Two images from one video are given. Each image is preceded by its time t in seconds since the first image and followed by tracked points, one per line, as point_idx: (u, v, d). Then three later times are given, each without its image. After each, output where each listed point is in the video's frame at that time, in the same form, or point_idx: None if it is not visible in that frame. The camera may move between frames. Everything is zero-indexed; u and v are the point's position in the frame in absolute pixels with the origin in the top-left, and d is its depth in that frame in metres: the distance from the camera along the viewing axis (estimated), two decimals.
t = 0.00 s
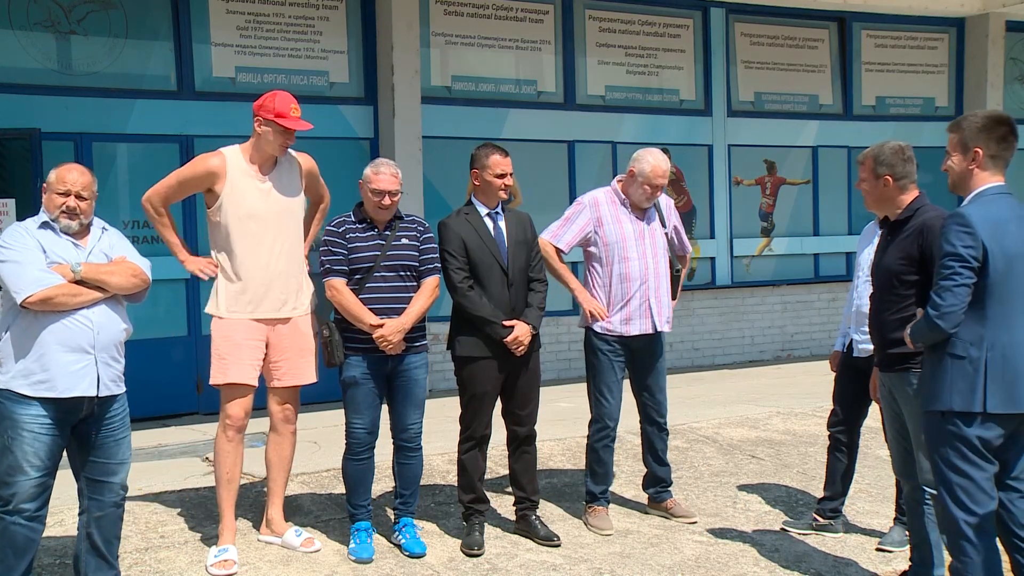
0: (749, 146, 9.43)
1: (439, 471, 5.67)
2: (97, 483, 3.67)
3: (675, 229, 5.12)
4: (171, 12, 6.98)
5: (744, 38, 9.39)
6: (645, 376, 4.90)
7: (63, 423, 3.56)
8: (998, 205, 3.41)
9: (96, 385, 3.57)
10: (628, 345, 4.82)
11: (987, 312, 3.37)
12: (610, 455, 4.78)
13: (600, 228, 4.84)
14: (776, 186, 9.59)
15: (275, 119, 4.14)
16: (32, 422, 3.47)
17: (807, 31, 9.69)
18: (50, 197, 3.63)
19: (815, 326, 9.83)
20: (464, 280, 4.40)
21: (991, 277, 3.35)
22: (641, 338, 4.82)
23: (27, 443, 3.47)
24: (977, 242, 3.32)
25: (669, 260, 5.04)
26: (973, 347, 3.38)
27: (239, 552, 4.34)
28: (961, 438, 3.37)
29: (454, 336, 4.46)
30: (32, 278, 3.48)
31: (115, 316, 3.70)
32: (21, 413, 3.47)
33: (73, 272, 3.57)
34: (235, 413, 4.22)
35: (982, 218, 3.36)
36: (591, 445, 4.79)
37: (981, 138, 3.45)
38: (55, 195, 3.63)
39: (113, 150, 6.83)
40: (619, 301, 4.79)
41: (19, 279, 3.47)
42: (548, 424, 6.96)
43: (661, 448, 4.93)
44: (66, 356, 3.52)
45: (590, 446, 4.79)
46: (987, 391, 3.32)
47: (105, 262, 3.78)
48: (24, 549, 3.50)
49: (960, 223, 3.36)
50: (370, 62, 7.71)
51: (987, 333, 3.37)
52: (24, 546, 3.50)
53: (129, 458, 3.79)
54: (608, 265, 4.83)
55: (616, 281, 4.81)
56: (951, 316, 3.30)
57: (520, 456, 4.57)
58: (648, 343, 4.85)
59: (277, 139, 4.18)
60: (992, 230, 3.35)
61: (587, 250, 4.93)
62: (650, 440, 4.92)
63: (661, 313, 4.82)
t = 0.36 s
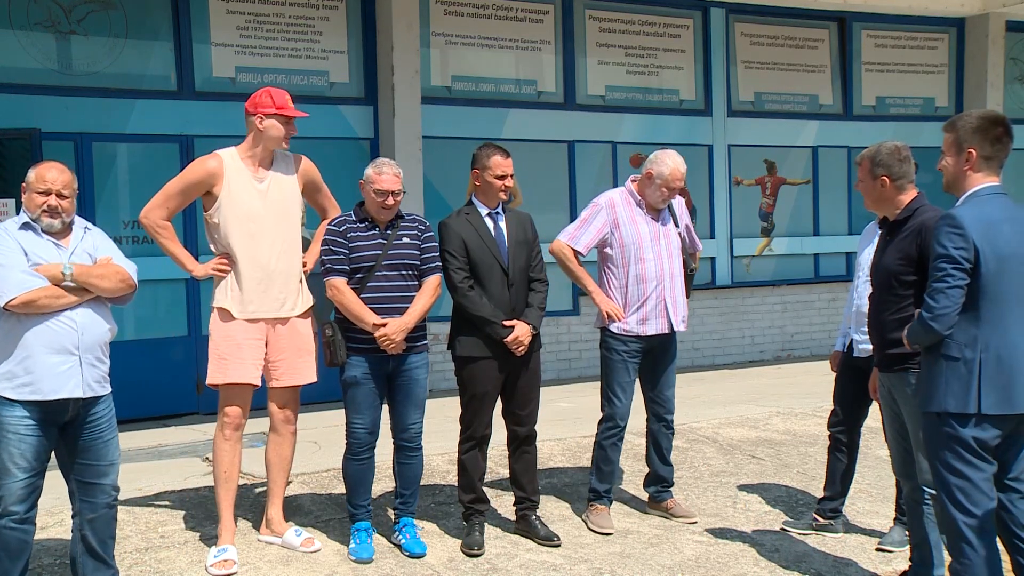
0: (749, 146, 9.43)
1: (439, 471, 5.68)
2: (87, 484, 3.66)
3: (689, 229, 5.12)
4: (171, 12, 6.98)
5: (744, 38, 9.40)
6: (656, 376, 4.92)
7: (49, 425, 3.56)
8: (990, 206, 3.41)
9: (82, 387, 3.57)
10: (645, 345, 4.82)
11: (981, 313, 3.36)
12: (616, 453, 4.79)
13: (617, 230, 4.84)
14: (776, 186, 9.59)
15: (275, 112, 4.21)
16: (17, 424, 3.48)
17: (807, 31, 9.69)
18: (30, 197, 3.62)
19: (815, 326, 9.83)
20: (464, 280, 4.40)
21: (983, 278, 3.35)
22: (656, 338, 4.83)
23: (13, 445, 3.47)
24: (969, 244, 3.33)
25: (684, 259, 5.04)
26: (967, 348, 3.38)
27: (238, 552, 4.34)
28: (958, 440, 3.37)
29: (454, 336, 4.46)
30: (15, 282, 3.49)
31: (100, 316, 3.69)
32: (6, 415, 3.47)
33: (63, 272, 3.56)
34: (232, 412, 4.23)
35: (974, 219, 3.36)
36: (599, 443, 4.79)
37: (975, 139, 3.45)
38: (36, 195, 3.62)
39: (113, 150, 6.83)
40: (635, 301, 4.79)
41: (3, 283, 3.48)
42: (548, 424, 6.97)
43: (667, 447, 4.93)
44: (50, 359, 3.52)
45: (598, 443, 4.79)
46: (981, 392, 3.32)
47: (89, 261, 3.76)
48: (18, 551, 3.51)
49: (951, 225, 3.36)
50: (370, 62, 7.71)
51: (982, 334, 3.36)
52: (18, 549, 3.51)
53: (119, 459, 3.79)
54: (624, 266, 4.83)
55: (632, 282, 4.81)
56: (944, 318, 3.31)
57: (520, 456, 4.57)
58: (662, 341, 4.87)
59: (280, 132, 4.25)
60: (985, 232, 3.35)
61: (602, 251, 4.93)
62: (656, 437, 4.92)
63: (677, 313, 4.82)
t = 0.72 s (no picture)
0: (749, 146, 9.43)
1: (439, 471, 5.68)
2: (83, 485, 3.67)
3: (686, 228, 5.14)
4: (171, 12, 6.98)
5: (744, 38, 9.40)
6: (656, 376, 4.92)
7: (42, 425, 3.56)
8: (985, 207, 3.41)
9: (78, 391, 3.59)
10: (644, 343, 4.81)
11: (980, 314, 3.36)
12: (615, 454, 4.79)
13: (613, 230, 4.85)
14: (776, 186, 9.59)
15: (280, 110, 4.26)
16: (8, 426, 3.47)
17: (807, 31, 9.69)
18: (27, 195, 3.57)
19: (815, 326, 9.83)
20: (464, 280, 4.40)
21: (981, 279, 3.35)
22: (655, 337, 4.83)
23: (6, 447, 3.46)
24: (967, 245, 3.32)
25: (682, 258, 5.04)
26: (967, 349, 3.38)
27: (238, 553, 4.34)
28: (959, 442, 3.36)
29: (454, 336, 4.46)
30: None
31: (92, 317, 3.68)
32: None
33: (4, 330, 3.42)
34: (236, 412, 4.23)
35: (970, 220, 3.36)
36: (598, 443, 4.79)
37: (969, 139, 3.46)
38: (32, 192, 3.58)
39: (113, 150, 6.84)
40: (633, 301, 4.78)
41: None
42: (548, 424, 6.97)
43: (665, 447, 4.94)
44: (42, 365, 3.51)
45: (596, 443, 4.79)
46: (980, 393, 3.33)
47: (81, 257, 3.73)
48: (16, 553, 3.51)
49: (948, 226, 3.36)
50: (370, 61, 7.71)
51: (980, 334, 3.37)
52: (15, 550, 3.51)
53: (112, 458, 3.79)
54: (621, 266, 4.83)
55: (630, 281, 4.81)
56: (943, 319, 3.31)
57: (521, 456, 4.57)
58: (662, 340, 4.87)
59: (284, 130, 4.28)
60: (982, 233, 3.35)
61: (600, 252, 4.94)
62: (654, 437, 4.93)
63: (677, 310, 4.82)
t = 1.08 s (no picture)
0: (749, 146, 9.43)
1: (439, 471, 5.68)
2: (89, 485, 3.67)
3: (673, 227, 5.15)
4: (171, 12, 6.98)
5: (744, 38, 9.40)
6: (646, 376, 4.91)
7: (54, 426, 3.56)
8: (983, 206, 3.41)
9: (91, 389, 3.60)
10: (631, 344, 4.82)
11: (980, 313, 3.36)
12: (610, 455, 4.78)
13: (597, 230, 4.85)
14: (776, 186, 9.59)
15: (289, 114, 4.24)
16: (23, 427, 3.46)
17: (807, 31, 9.69)
18: (46, 194, 3.59)
19: (815, 326, 9.83)
20: (464, 280, 4.40)
21: (980, 279, 3.35)
22: (642, 337, 4.83)
23: (19, 448, 3.46)
24: (965, 244, 3.33)
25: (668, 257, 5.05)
26: (966, 349, 3.38)
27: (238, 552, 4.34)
28: (960, 442, 3.36)
29: (454, 336, 4.46)
30: None
31: (101, 316, 3.70)
32: (11, 418, 3.45)
33: None
34: (245, 413, 4.21)
35: (967, 220, 3.36)
36: (591, 444, 4.79)
37: (964, 139, 3.46)
38: (52, 191, 3.60)
39: (113, 150, 6.83)
40: (619, 302, 4.78)
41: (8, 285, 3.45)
42: (548, 424, 6.97)
43: (662, 448, 4.92)
44: (58, 364, 3.51)
45: (591, 445, 4.79)
46: (982, 391, 3.32)
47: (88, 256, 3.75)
48: (19, 554, 3.51)
49: (946, 226, 3.36)
50: (370, 61, 7.71)
51: (980, 333, 3.37)
52: (19, 551, 3.51)
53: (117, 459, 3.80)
54: (606, 265, 4.83)
55: (616, 281, 4.81)
56: (942, 320, 3.31)
57: (521, 456, 4.57)
58: (649, 341, 4.87)
59: (292, 134, 4.27)
60: (980, 232, 3.35)
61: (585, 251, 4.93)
62: (650, 439, 4.91)
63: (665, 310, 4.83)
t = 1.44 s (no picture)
0: (749, 146, 9.43)
1: (439, 471, 5.68)
2: (95, 483, 3.68)
3: (660, 233, 5.13)
4: (171, 12, 6.98)
5: (744, 38, 9.40)
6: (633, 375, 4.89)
7: (65, 425, 3.56)
8: (982, 206, 3.41)
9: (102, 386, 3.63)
10: (610, 347, 4.82)
11: (980, 312, 3.36)
12: (603, 455, 4.79)
13: (584, 231, 4.84)
14: (776, 186, 9.59)
15: (295, 119, 4.22)
16: (35, 426, 3.46)
17: (807, 31, 9.69)
18: (47, 192, 3.59)
19: (815, 326, 9.83)
20: (463, 280, 4.41)
21: (980, 279, 3.35)
22: (622, 340, 4.82)
23: (30, 447, 3.46)
24: (965, 244, 3.33)
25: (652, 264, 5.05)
26: (968, 349, 3.38)
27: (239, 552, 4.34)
28: (962, 442, 3.36)
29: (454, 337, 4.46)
30: None
31: (107, 314, 3.72)
32: (22, 417, 3.45)
33: None
34: (244, 412, 4.20)
35: (967, 220, 3.36)
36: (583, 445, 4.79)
37: (961, 140, 3.46)
38: (53, 189, 3.61)
39: (113, 150, 6.83)
40: (600, 304, 4.79)
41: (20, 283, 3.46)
42: (548, 424, 6.97)
43: (654, 448, 4.93)
44: (69, 362, 3.52)
45: (583, 446, 4.78)
46: (984, 391, 3.32)
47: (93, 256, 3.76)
48: (23, 553, 3.51)
49: (946, 226, 3.37)
50: (370, 61, 7.71)
51: (981, 332, 3.37)
52: (23, 550, 3.50)
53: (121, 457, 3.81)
54: (590, 266, 4.84)
55: (598, 284, 4.81)
56: (943, 320, 3.31)
57: (521, 456, 4.57)
58: (629, 344, 4.85)
59: (296, 139, 4.26)
60: (980, 231, 3.35)
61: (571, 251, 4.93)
62: (642, 440, 4.92)
63: (644, 316, 4.84)
